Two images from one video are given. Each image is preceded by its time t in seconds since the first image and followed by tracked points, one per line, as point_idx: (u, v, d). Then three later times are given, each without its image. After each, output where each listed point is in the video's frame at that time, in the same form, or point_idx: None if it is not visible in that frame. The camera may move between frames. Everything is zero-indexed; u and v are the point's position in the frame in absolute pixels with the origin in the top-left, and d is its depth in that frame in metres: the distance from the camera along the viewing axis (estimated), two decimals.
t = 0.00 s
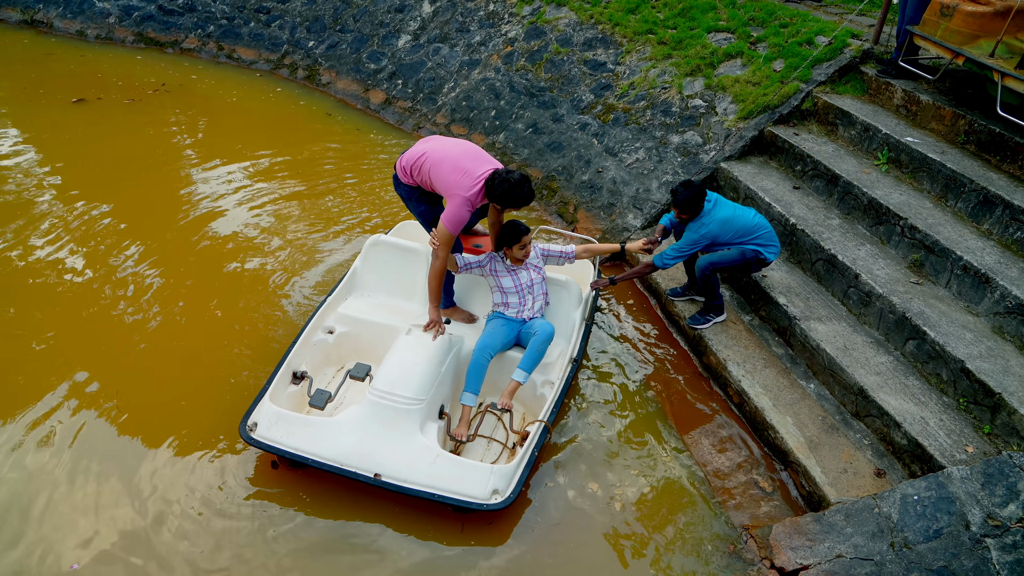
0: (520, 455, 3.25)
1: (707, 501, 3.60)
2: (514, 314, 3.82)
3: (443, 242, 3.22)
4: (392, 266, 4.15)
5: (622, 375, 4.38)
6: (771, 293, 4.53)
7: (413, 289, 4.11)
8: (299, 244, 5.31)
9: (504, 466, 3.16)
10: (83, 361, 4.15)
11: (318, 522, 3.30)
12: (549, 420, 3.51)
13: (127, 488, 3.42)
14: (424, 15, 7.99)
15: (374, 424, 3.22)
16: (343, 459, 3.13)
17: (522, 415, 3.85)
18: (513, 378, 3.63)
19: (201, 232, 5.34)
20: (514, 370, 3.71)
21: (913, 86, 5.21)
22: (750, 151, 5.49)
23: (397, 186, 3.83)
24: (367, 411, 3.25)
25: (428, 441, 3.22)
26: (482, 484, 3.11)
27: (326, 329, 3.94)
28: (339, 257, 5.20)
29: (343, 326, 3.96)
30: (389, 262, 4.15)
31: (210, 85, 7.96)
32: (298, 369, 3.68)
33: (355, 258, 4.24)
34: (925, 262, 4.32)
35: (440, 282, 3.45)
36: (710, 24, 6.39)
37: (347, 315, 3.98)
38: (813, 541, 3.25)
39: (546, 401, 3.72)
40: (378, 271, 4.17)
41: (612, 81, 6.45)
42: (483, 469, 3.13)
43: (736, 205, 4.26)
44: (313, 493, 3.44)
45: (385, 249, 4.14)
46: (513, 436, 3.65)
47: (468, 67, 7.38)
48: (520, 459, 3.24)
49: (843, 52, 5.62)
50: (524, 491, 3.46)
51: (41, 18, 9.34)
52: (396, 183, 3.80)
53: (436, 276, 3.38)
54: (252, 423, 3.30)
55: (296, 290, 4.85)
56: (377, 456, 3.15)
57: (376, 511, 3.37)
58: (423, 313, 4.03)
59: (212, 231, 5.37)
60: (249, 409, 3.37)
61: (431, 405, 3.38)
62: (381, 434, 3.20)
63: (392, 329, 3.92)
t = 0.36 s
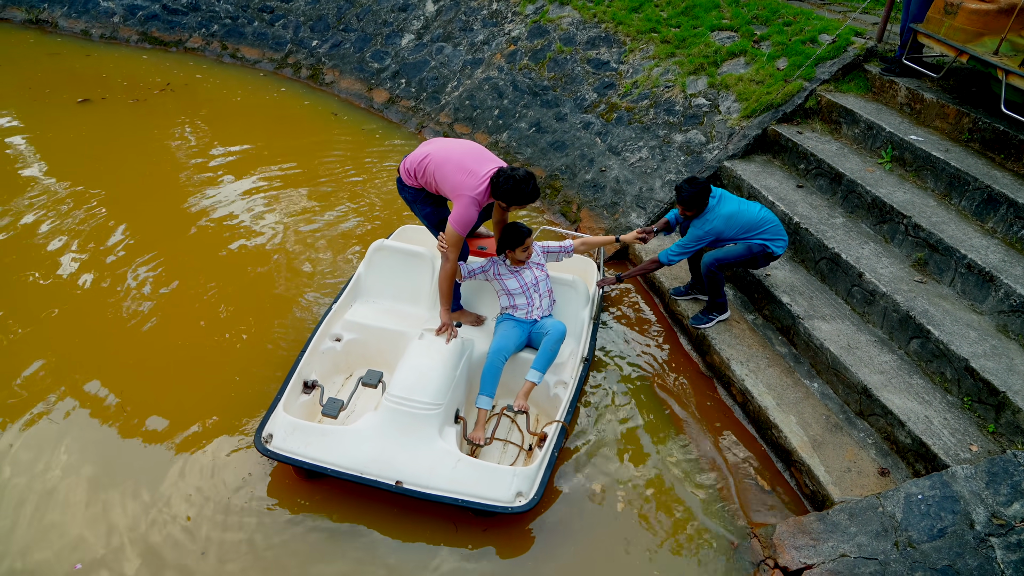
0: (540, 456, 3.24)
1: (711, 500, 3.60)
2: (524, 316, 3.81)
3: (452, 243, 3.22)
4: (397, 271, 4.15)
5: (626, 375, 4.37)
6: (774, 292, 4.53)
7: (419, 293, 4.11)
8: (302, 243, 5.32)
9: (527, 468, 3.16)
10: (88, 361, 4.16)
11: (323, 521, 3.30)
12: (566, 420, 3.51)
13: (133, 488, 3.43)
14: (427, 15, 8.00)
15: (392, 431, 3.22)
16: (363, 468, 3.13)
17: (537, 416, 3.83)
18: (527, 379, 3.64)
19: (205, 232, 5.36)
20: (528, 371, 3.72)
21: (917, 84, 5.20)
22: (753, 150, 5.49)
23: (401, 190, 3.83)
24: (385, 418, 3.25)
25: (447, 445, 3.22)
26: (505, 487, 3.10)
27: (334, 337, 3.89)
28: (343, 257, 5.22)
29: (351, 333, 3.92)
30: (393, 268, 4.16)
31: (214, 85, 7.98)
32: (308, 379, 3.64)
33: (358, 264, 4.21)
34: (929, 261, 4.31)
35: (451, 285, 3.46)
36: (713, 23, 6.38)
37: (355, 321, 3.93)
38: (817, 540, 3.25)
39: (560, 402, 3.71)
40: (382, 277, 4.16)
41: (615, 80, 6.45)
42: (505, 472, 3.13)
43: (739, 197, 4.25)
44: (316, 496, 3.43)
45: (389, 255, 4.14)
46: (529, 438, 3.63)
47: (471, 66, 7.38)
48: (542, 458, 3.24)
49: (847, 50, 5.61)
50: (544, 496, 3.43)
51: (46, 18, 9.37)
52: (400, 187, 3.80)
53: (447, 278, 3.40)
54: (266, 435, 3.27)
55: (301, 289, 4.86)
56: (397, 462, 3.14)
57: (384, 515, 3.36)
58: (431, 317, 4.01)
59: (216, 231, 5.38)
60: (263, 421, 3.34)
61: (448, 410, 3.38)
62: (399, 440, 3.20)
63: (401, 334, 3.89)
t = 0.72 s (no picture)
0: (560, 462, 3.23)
1: (711, 503, 3.60)
2: (530, 321, 3.81)
3: (457, 249, 3.21)
4: (398, 281, 4.11)
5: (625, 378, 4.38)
6: (773, 294, 4.54)
7: (421, 302, 4.09)
8: (301, 246, 5.32)
9: (548, 475, 3.14)
10: (86, 365, 4.15)
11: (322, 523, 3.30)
12: (581, 423, 3.47)
13: (132, 491, 3.43)
14: (426, 18, 8.00)
15: (411, 444, 3.18)
16: (384, 483, 3.08)
17: (548, 421, 3.82)
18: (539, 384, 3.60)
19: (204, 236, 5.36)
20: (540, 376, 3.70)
21: (914, 87, 5.22)
22: (751, 152, 5.50)
23: (402, 197, 3.83)
24: (402, 431, 3.20)
25: (467, 455, 3.18)
26: (529, 495, 3.08)
27: (338, 350, 3.84)
28: (342, 260, 5.23)
29: (355, 345, 3.88)
30: (394, 278, 4.11)
31: (213, 88, 7.98)
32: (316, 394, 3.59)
33: (357, 274, 4.16)
34: (926, 263, 4.33)
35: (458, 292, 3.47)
36: (711, 26, 6.40)
37: (358, 333, 3.90)
38: (815, 542, 3.26)
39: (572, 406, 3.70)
40: (383, 287, 4.12)
41: (613, 83, 6.46)
42: (528, 480, 3.11)
43: (739, 198, 4.26)
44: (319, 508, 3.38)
45: (390, 264, 4.10)
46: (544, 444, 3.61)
47: (470, 69, 7.39)
48: (563, 464, 3.23)
49: (844, 53, 5.62)
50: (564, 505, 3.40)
51: (44, 21, 9.37)
52: (401, 194, 3.80)
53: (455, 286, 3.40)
54: (281, 453, 3.21)
55: (300, 292, 4.86)
56: (419, 476, 3.10)
57: (395, 524, 3.32)
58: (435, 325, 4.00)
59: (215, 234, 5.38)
60: (275, 440, 3.27)
61: (464, 419, 3.35)
62: (418, 453, 3.16)
63: (407, 344, 3.86)
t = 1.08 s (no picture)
0: (582, 464, 3.22)
1: (709, 503, 3.60)
2: (538, 323, 3.79)
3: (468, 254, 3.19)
4: (398, 288, 4.12)
5: (623, 379, 4.39)
6: (770, 295, 4.54)
7: (422, 309, 4.09)
8: (299, 247, 5.31)
9: (572, 478, 3.13)
10: (82, 367, 4.14)
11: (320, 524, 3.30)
12: (597, 424, 3.47)
13: (129, 492, 3.43)
14: (422, 18, 8.00)
15: (432, 454, 3.14)
16: (407, 495, 3.03)
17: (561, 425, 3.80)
18: (554, 384, 3.62)
19: (201, 236, 5.35)
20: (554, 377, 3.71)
21: (911, 88, 5.23)
22: (747, 153, 5.51)
23: (408, 202, 3.76)
24: (422, 441, 3.16)
25: (489, 463, 3.16)
26: (555, 499, 3.07)
27: (342, 361, 3.76)
28: (339, 261, 5.22)
29: (360, 355, 3.80)
30: (394, 285, 4.12)
31: (210, 89, 7.97)
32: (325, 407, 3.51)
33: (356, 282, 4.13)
34: (923, 264, 4.34)
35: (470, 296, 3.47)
36: (708, 27, 6.40)
37: (363, 342, 3.83)
38: (812, 542, 3.26)
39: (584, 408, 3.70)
40: (382, 295, 4.11)
41: (610, 83, 6.46)
42: (553, 484, 3.10)
43: (737, 193, 4.25)
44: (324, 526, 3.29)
45: (389, 272, 4.12)
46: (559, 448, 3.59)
47: (466, 69, 7.38)
48: (585, 466, 3.22)
49: (841, 54, 5.63)
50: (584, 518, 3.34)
51: (39, 21, 9.34)
52: (407, 199, 3.73)
53: (467, 291, 3.42)
54: (297, 469, 3.14)
55: (298, 294, 4.86)
56: (442, 486, 3.06)
57: (413, 538, 3.26)
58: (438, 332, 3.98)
59: (212, 235, 5.37)
60: (290, 454, 3.19)
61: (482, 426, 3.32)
62: (439, 463, 3.12)
63: (414, 352, 3.81)
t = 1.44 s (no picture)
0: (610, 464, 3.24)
1: (708, 500, 3.60)
2: (551, 324, 3.77)
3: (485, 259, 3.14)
4: (403, 293, 4.12)
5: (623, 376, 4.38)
6: (769, 291, 4.54)
7: (428, 314, 4.07)
8: (298, 245, 5.30)
9: (602, 481, 3.16)
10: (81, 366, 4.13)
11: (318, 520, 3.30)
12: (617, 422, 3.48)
13: (128, 490, 3.43)
14: (421, 15, 7.98)
15: (461, 463, 3.09)
16: (440, 507, 2.98)
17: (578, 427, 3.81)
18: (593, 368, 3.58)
19: (200, 234, 5.34)
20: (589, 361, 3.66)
21: (910, 84, 5.22)
22: (747, 149, 5.50)
23: (418, 205, 3.64)
24: (450, 451, 3.11)
25: (518, 470, 3.14)
26: (587, 503, 3.09)
27: (353, 371, 3.71)
28: (338, 258, 5.21)
29: (370, 365, 3.75)
30: (399, 291, 4.12)
31: (209, 86, 7.96)
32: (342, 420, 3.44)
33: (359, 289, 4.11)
34: (922, 260, 4.33)
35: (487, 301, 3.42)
36: (707, 23, 6.39)
37: (372, 352, 3.78)
38: (812, 539, 3.26)
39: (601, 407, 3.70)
40: (387, 301, 4.10)
41: (609, 80, 6.45)
42: (585, 488, 3.11)
43: (732, 178, 4.21)
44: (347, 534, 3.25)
45: (393, 277, 4.12)
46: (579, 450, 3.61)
47: (465, 66, 7.37)
48: (610, 468, 3.24)
49: (840, 50, 5.62)
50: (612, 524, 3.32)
51: (37, 18, 9.32)
52: (416, 202, 3.61)
53: (484, 295, 3.38)
54: (322, 487, 3.03)
55: (295, 292, 4.85)
56: (474, 496, 3.02)
57: (441, 549, 3.20)
58: (446, 337, 3.95)
59: (211, 233, 5.36)
60: (313, 471, 3.09)
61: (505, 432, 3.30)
62: (469, 473, 3.08)
63: (426, 359, 3.77)
